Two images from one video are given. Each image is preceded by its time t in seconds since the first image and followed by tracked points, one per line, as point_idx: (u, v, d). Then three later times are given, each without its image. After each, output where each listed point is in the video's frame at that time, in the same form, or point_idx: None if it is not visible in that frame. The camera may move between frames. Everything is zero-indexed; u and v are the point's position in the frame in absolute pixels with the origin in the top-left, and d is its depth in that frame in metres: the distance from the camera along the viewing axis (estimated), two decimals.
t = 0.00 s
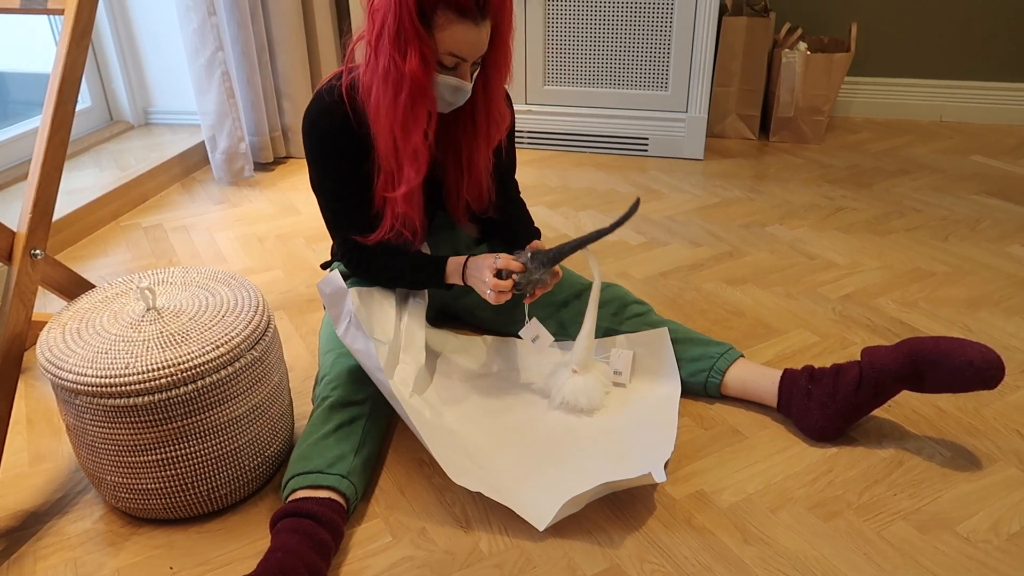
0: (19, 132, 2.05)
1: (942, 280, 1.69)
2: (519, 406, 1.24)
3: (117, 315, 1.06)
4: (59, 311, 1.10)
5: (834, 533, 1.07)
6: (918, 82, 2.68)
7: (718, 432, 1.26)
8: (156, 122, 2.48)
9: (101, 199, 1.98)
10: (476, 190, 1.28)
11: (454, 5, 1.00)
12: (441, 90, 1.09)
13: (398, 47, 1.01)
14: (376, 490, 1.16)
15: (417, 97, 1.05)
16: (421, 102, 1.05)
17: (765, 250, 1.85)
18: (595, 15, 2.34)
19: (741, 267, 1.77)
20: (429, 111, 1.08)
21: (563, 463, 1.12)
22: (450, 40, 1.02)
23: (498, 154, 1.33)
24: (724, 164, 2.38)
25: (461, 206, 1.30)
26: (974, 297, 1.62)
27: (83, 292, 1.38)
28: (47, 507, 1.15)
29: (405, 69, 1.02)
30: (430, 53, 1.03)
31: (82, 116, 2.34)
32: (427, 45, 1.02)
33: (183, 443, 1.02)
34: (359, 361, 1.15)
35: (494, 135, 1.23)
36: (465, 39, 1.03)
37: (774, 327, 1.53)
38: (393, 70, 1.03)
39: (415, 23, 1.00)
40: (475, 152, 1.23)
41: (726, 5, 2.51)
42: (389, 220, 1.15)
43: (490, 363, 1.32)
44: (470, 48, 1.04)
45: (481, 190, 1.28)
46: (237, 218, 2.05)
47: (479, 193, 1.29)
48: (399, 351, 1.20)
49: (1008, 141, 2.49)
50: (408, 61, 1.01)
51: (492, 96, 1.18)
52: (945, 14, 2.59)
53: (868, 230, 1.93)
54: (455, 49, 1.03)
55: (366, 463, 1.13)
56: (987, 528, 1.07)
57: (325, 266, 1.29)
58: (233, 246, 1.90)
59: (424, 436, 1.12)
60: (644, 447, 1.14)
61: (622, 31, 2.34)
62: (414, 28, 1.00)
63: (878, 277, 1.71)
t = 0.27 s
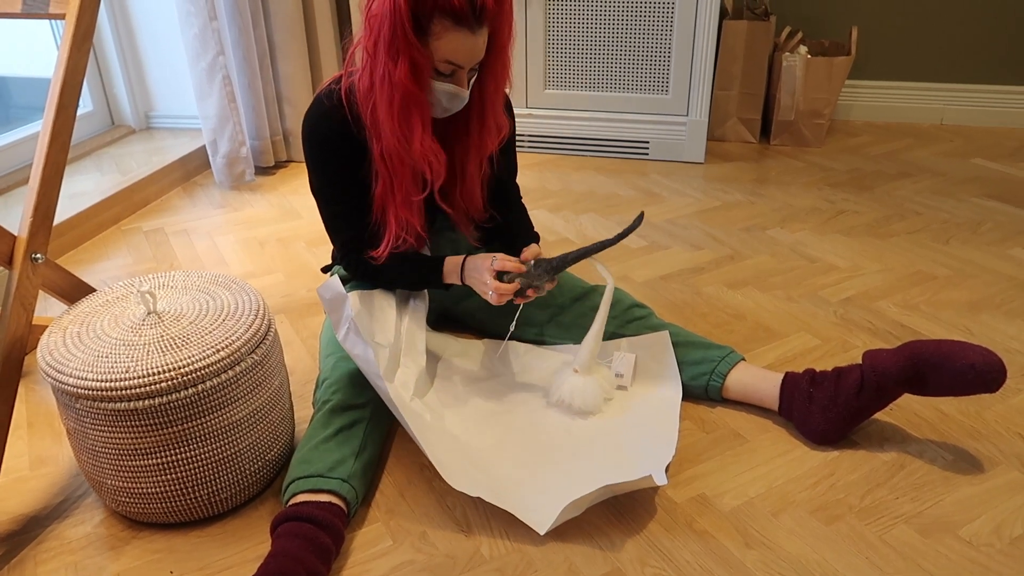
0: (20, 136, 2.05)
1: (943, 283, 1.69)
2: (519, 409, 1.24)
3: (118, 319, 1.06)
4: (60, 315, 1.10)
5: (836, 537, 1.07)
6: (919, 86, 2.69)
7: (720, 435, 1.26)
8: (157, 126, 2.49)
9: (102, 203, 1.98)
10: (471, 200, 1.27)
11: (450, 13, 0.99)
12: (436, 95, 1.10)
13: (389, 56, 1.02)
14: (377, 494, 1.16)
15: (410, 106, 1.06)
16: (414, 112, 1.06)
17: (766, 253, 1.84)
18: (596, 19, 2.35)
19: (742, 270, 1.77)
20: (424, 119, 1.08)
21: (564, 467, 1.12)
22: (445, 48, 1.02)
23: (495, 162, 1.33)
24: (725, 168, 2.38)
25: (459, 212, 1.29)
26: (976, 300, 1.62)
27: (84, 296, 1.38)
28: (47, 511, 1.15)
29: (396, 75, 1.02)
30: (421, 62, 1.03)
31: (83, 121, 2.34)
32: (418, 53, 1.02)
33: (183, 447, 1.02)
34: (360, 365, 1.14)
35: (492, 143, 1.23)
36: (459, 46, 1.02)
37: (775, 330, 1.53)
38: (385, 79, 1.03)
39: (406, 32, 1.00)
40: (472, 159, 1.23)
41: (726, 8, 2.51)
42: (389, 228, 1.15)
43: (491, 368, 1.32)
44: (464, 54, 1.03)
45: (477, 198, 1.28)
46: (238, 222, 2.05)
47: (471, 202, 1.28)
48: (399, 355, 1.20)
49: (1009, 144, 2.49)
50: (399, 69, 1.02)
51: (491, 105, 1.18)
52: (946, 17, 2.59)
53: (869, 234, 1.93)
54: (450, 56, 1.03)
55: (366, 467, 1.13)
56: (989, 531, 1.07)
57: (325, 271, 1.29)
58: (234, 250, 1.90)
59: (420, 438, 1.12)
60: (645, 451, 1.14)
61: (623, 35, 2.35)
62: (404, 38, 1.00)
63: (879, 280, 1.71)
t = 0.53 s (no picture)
0: (20, 136, 2.05)
1: (944, 284, 1.69)
2: (518, 410, 1.23)
3: (117, 318, 1.05)
4: (60, 315, 1.09)
5: (837, 538, 1.06)
6: (919, 87, 2.69)
7: (720, 436, 1.25)
8: (157, 126, 2.48)
9: (102, 203, 1.98)
10: (473, 199, 1.27)
11: (454, 17, 1.00)
12: (436, 95, 1.09)
13: (385, 56, 1.02)
14: (377, 495, 1.16)
15: (397, 108, 1.06)
16: (402, 114, 1.06)
17: (767, 254, 1.84)
18: (596, 20, 2.35)
19: (743, 271, 1.76)
20: (410, 122, 1.08)
21: (564, 468, 1.12)
22: (448, 52, 1.02)
23: (496, 160, 1.33)
24: (726, 169, 2.38)
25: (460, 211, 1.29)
26: (977, 301, 1.62)
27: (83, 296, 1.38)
28: (46, 512, 1.14)
29: (388, 76, 1.03)
30: (416, 65, 1.03)
31: (83, 121, 2.34)
32: (413, 56, 1.02)
33: (182, 447, 1.02)
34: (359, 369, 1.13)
35: (494, 142, 1.23)
36: (461, 51, 1.02)
37: (776, 331, 1.53)
38: (378, 78, 1.04)
39: (405, 34, 1.00)
40: (474, 158, 1.23)
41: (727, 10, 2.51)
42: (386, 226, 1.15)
43: (490, 368, 1.32)
44: (465, 57, 1.03)
45: (479, 198, 1.28)
46: (238, 222, 2.05)
47: (475, 201, 1.28)
48: (399, 355, 1.21)
49: (1010, 145, 2.49)
50: (391, 70, 1.02)
51: (492, 105, 1.18)
52: (946, 19, 2.59)
53: (869, 235, 1.92)
54: (452, 59, 1.03)
55: (366, 468, 1.12)
56: (990, 533, 1.07)
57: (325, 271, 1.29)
58: (234, 251, 1.90)
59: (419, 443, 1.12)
60: (646, 452, 1.14)
61: (623, 35, 2.34)
62: (402, 39, 1.00)
63: (880, 281, 1.71)
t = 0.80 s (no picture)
0: (19, 137, 2.05)
1: (942, 285, 1.69)
2: (517, 411, 1.23)
3: (117, 320, 1.06)
4: (59, 316, 1.10)
5: (835, 538, 1.06)
6: (918, 88, 2.69)
7: (719, 436, 1.25)
8: (156, 127, 2.48)
9: (101, 204, 1.98)
10: (472, 198, 1.27)
11: (458, 20, 0.99)
12: (438, 98, 1.09)
13: (395, 61, 1.01)
14: (376, 495, 1.16)
15: (413, 112, 1.05)
16: (417, 118, 1.06)
17: (766, 255, 1.84)
18: (595, 21, 2.35)
19: (742, 272, 1.77)
20: (426, 125, 1.08)
21: (563, 468, 1.12)
22: (453, 55, 1.03)
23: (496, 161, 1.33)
24: (725, 170, 2.38)
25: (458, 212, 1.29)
26: (975, 301, 1.62)
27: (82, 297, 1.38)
28: (45, 512, 1.14)
29: (401, 81, 1.02)
30: (427, 68, 1.03)
31: (82, 122, 2.34)
32: (424, 60, 1.02)
33: (182, 448, 1.02)
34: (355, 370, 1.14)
35: (494, 143, 1.23)
36: (465, 54, 1.02)
37: (775, 331, 1.53)
38: (389, 84, 1.03)
39: (413, 38, 1.00)
40: (473, 159, 1.23)
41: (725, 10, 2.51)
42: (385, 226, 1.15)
43: (489, 369, 1.32)
44: (469, 59, 1.03)
45: (478, 199, 1.28)
46: (237, 223, 2.05)
47: (474, 200, 1.28)
48: (398, 356, 1.21)
49: (1008, 146, 2.49)
50: (403, 74, 1.02)
51: (492, 107, 1.18)
52: (945, 20, 2.59)
53: (868, 235, 1.93)
54: (455, 63, 1.03)
55: (365, 469, 1.12)
56: (988, 533, 1.07)
57: (325, 271, 1.29)
58: (233, 252, 1.90)
59: (416, 449, 1.11)
60: (644, 452, 1.14)
61: (622, 36, 2.35)
62: (412, 44, 1.00)
63: (879, 281, 1.71)
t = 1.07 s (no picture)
0: (19, 137, 2.05)
1: (942, 285, 1.69)
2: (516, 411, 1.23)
3: (117, 320, 1.06)
4: (59, 317, 1.09)
5: (835, 539, 1.06)
6: (917, 89, 2.69)
7: (719, 437, 1.25)
8: (156, 128, 2.48)
9: (101, 205, 1.98)
10: (472, 199, 1.27)
11: (459, 24, 0.99)
12: (437, 101, 1.10)
13: (395, 62, 1.01)
14: (376, 496, 1.16)
15: (412, 114, 1.05)
16: (416, 121, 1.06)
17: (766, 256, 1.84)
18: (595, 22, 2.35)
19: (742, 273, 1.77)
20: (424, 127, 1.08)
21: (563, 469, 1.12)
22: (453, 58, 1.03)
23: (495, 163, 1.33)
24: (724, 171, 2.38)
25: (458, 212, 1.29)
26: (975, 302, 1.62)
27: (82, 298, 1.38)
28: (45, 513, 1.14)
29: (401, 82, 1.02)
30: (428, 71, 1.02)
31: (82, 122, 2.34)
32: (424, 62, 1.01)
33: (181, 449, 1.02)
34: (356, 370, 1.14)
35: (493, 145, 1.23)
36: (465, 57, 1.02)
37: (774, 332, 1.53)
38: (389, 85, 1.03)
39: (415, 40, 0.99)
40: (473, 161, 1.23)
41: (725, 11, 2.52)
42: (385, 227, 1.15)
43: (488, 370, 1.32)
44: (469, 62, 1.03)
45: (478, 200, 1.28)
46: (237, 223, 2.05)
47: (473, 202, 1.28)
48: (398, 356, 1.21)
49: (1008, 147, 2.49)
50: (404, 76, 1.02)
51: (492, 110, 1.18)
52: (945, 20, 2.59)
53: (868, 236, 1.93)
54: (456, 66, 1.03)
55: (365, 469, 1.12)
56: (988, 535, 1.07)
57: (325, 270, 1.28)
58: (233, 252, 1.90)
59: (416, 451, 1.11)
60: (644, 453, 1.14)
61: (622, 37, 2.35)
62: (413, 46, 1.00)
63: (878, 282, 1.71)
